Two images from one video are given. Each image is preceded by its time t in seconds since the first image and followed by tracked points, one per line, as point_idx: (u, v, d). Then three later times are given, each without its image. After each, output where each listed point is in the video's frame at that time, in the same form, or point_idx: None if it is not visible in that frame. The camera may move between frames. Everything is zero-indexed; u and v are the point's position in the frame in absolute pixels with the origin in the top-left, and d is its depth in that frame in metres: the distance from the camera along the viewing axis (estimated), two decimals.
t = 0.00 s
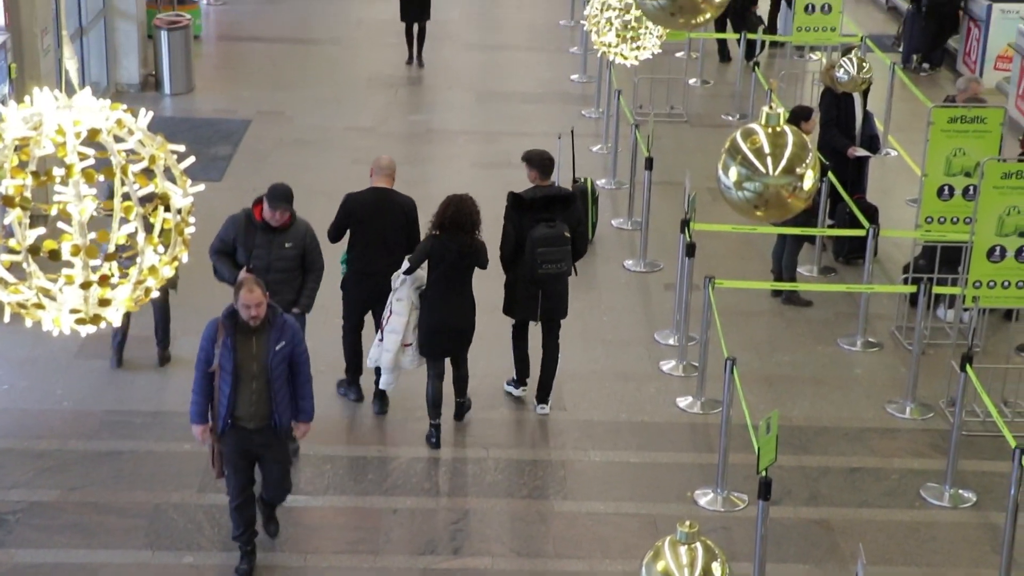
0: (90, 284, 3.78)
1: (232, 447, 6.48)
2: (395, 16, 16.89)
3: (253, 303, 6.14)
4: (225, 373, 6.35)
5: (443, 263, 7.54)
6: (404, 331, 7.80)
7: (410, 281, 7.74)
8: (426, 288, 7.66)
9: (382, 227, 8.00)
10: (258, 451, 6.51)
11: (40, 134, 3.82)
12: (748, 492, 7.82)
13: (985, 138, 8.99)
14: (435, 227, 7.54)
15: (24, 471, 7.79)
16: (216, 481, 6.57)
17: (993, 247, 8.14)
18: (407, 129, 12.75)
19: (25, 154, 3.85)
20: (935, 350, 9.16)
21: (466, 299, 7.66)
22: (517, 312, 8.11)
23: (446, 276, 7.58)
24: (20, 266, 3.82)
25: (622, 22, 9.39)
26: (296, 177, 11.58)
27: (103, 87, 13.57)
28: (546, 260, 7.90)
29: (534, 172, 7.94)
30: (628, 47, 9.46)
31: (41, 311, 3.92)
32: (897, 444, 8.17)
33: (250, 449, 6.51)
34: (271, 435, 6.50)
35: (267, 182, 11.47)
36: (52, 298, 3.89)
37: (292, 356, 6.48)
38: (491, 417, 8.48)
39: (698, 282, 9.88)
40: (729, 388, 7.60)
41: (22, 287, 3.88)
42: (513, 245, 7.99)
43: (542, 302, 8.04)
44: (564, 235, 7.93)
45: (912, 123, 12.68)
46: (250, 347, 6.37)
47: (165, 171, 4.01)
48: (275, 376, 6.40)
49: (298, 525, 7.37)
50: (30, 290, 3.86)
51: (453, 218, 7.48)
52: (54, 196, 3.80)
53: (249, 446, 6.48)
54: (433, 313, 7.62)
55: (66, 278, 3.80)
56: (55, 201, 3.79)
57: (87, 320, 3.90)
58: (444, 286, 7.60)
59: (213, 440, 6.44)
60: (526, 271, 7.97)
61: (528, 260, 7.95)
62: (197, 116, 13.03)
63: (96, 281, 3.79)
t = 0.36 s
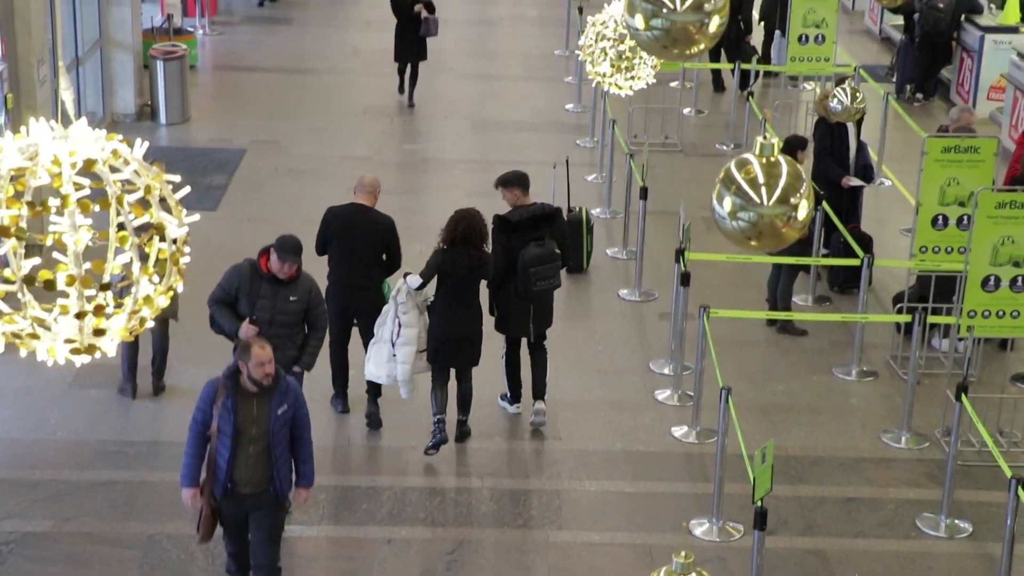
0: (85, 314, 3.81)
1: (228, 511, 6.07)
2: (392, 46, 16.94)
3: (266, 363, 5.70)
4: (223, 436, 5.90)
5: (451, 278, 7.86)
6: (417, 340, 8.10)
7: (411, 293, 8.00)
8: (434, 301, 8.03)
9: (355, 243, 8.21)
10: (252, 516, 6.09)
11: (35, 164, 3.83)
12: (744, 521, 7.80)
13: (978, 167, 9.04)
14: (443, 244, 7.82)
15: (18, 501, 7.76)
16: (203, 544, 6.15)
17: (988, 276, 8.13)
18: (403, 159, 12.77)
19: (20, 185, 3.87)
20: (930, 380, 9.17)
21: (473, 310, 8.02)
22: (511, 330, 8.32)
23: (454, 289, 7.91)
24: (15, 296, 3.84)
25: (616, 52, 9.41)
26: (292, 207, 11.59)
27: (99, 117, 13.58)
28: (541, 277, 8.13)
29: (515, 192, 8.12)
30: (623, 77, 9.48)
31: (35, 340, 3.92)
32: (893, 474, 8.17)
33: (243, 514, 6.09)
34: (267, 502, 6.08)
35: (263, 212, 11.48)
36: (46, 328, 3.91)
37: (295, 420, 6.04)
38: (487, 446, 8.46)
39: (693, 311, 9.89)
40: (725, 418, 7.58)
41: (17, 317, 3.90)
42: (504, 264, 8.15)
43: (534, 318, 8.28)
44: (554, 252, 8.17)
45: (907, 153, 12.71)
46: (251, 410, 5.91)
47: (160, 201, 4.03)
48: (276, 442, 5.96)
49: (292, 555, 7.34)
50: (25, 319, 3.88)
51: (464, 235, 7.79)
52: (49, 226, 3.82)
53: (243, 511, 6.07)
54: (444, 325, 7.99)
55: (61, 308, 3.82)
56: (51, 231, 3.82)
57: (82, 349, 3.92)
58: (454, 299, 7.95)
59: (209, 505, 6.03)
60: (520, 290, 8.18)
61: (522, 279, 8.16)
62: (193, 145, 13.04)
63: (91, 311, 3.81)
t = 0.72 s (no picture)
0: (81, 348, 3.85)
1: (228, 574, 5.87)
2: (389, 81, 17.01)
3: (272, 417, 5.53)
4: (225, 495, 5.71)
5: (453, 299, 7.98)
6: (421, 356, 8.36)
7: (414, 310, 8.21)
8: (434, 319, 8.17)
9: (346, 263, 8.36)
10: None
11: (33, 200, 3.85)
12: (742, 557, 7.78)
13: (975, 203, 9.13)
14: (447, 264, 7.93)
15: (13, 536, 7.73)
16: None
17: (985, 311, 8.17)
18: (401, 193, 12.80)
19: (18, 221, 3.92)
20: (928, 415, 9.16)
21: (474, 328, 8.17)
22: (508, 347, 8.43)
23: (455, 308, 8.04)
24: (12, 330, 3.88)
25: (613, 87, 9.44)
26: (290, 241, 11.61)
27: (97, 151, 13.60)
28: (542, 295, 8.29)
29: (503, 214, 8.32)
30: (619, 112, 9.49)
31: (32, 375, 3.96)
32: (891, 508, 8.15)
33: None
34: (269, 564, 5.89)
35: (261, 246, 11.50)
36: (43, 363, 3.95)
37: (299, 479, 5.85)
38: (484, 480, 8.44)
39: (690, 345, 9.89)
40: (723, 452, 7.57)
41: (14, 352, 3.94)
42: (507, 284, 8.26)
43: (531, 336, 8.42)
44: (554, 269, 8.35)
45: (903, 188, 12.75)
46: (255, 467, 5.74)
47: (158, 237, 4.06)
48: (280, 501, 5.78)
49: None
50: (21, 354, 3.92)
51: (470, 255, 7.92)
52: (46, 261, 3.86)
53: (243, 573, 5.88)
54: (446, 343, 8.13)
55: (58, 343, 3.87)
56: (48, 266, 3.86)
57: (79, 384, 3.95)
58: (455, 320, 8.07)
59: (208, 568, 5.83)
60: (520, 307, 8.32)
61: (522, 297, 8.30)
62: (192, 180, 13.07)
63: (87, 345, 3.85)
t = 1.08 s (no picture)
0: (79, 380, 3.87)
1: None
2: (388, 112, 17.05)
3: (254, 489, 5.44)
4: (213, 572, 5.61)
5: (440, 313, 8.25)
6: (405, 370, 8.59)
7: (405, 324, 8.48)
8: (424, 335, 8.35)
9: (356, 284, 8.62)
10: None
11: (31, 232, 3.91)
12: None
13: (973, 234, 9.15)
14: (435, 279, 8.23)
15: (9, 570, 7.69)
16: None
17: (984, 342, 8.17)
18: (399, 224, 12.81)
19: (17, 253, 3.95)
20: (927, 447, 9.15)
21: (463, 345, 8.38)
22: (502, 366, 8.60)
23: (443, 323, 8.28)
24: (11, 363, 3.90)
25: (611, 118, 9.44)
26: (289, 273, 11.61)
27: (96, 183, 13.62)
28: (539, 315, 8.48)
29: (507, 233, 8.60)
30: (618, 143, 9.51)
31: (30, 407, 3.98)
32: (890, 541, 8.12)
33: None
34: None
35: (259, 278, 11.50)
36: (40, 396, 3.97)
37: (291, 547, 5.74)
38: (481, 511, 8.40)
39: (689, 377, 9.89)
40: (722, 484, 7.55)
41: (12, 384, 3.95)
42: (504, 301, 8.46)
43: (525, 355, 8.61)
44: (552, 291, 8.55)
45: (901, 219, 12.78)
46: (243, 540, 5.63)
47: (156, 269, 4.13)
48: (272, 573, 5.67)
49: None
50: (19, 386, 3.94)
51: (457, 272, 8.22)
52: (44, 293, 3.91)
53: None
54: (436, 358, 8.31)
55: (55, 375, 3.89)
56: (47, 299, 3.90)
57: (77, 417, 3.97)
58: (444, 336, 8.29)
59: None
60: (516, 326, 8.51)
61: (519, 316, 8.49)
62: (190, 211, 13.07)
63: (85, 377, 3.88)
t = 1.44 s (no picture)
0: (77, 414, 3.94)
1: None
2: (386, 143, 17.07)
3: (241, 560, 5.35)
4: None
5: (439, 330, 8.34)
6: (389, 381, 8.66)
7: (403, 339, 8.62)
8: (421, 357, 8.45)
9: (351, 305, 8.72)
10: None
11: (29, 264, 3.93)
12: None
13: (971, 265, 9.16)
14: (434, 298, 8.33)
15: None
16: None
17: (982, 374, 8.18)
18: (397, 255, 12.81)
19: (15, 284, 3.98)
20: (926, 478, 9.14)
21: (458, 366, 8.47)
22: (496, 385, 8.74)
23: (441, 344, 8.37)
24: (9, 396, 3.96)
25: (610, 150, 9.45)
26: (287, 305, 11.60)
27: (94, 216, 13.64)
28: (528, 335, 8.57)
29: (501, 256, 8.82)
30: (615, 175, 9.51)
31: (27, 440, 4.06)
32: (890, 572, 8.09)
33: None
34: None
35: (256, 309, 11.49)
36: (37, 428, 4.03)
37: None
38: (479, 543, 8.37)
39: (687, 409, 9.88)
40: (720, 515, 7.53)
41: (9, 416, 4.01)
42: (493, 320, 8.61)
43: (516, 376, 8.70)
44: (542, 311, 8.62)
45: (898, 251, 12.81)
46: None
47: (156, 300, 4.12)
48: None
49: None
50: (17, 419, 4.00)
51: (456, 291, 8.31)
52: (42, 326, 3.94)
53: None
54: (432, 380, 8.42)
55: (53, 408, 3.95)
56: (44, 331, 3.95)
57: (73, 449, 4.05)
58: (440, 354, 8.39)
59: None
60: (507, 347, 8.63)
61: (509, 337, 8.61)
62: (188, 243, 13.08)
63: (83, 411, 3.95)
